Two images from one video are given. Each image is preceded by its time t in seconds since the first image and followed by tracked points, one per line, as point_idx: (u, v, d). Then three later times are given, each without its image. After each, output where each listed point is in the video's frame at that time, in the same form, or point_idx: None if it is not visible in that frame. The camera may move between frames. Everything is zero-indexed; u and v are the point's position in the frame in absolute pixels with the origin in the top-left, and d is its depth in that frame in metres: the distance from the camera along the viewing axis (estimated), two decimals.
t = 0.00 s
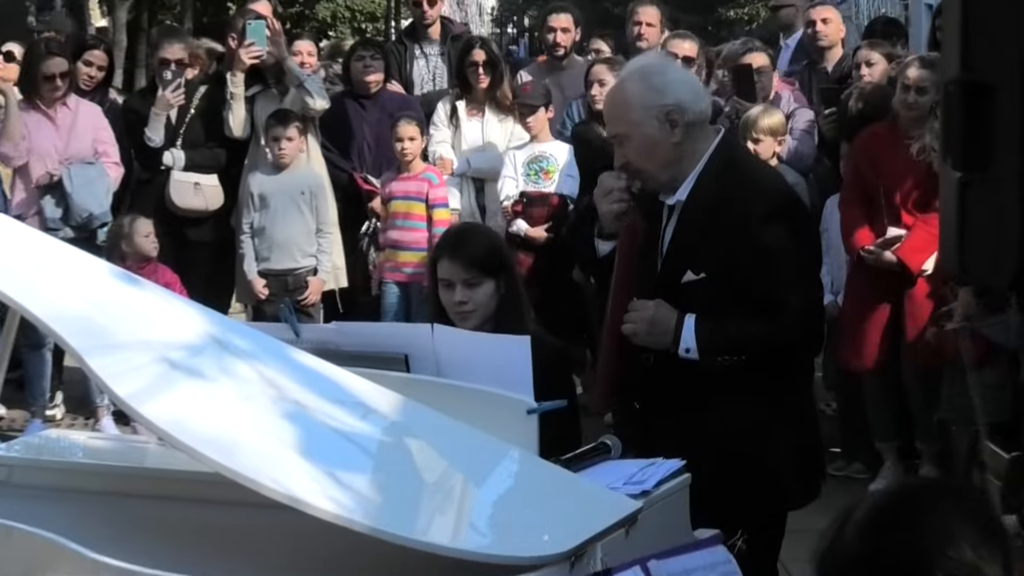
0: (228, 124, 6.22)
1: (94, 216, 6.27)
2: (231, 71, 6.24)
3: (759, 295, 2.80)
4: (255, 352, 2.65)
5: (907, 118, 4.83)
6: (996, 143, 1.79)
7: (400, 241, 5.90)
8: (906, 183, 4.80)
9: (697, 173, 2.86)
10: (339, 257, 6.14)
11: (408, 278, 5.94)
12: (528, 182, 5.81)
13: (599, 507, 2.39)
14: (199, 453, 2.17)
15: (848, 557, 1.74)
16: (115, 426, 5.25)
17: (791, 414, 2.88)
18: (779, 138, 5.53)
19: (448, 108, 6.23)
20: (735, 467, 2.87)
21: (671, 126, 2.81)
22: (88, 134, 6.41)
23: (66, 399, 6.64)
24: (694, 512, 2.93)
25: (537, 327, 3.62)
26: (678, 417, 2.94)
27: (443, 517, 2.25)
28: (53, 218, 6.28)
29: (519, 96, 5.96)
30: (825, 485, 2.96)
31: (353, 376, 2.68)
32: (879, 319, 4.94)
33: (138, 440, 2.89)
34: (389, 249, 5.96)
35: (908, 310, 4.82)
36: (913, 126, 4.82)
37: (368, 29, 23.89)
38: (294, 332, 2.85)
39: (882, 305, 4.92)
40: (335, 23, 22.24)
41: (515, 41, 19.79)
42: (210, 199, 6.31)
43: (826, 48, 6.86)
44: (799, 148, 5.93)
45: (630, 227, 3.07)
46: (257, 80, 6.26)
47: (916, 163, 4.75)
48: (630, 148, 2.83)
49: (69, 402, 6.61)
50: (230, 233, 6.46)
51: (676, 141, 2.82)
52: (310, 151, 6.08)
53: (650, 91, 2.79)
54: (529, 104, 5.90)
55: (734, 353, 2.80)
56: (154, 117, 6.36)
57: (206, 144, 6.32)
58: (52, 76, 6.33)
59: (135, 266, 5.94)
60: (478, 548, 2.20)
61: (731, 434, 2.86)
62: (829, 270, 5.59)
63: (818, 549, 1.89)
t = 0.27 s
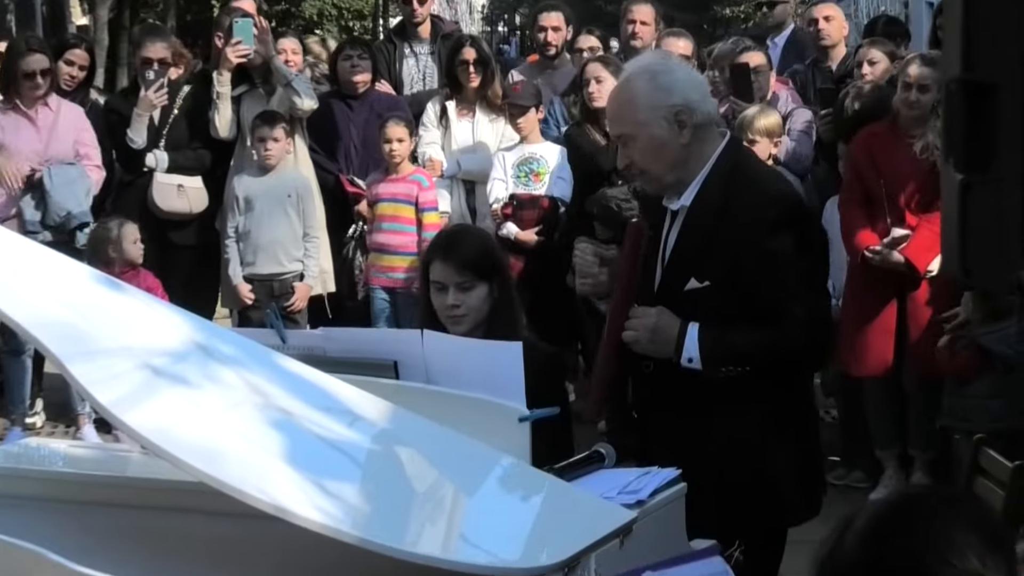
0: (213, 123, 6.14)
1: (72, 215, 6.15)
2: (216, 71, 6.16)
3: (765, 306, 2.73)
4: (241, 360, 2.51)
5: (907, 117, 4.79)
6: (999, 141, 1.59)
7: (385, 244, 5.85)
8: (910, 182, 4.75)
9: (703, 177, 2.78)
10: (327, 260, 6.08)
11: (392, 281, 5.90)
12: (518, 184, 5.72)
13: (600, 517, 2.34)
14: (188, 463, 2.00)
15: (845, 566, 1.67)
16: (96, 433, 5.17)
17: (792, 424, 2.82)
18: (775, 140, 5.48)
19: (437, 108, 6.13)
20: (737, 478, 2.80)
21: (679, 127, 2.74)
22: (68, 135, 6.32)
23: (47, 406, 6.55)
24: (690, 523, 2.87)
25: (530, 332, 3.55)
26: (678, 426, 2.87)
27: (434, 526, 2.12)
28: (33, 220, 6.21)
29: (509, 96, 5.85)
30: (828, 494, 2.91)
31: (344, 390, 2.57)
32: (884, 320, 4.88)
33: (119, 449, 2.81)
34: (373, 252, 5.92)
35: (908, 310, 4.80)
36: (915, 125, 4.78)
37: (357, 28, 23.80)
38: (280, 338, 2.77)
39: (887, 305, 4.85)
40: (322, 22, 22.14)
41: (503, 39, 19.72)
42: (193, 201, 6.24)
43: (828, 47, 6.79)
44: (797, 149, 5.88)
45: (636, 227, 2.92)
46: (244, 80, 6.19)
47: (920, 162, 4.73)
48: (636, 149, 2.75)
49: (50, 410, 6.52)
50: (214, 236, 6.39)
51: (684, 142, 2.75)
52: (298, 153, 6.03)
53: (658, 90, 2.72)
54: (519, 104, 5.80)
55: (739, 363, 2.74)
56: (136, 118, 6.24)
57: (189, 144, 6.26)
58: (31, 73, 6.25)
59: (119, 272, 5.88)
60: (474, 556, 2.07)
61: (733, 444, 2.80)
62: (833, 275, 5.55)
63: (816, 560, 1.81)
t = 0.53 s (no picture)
0: (199, 123, 6.06)
1: (51, 215, 6.01)
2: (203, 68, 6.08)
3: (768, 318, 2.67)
4: (227, 367, 2.42)
5: (909, 115, 4.72)
6: (1001, 139, 1.45)
7: (369, 248, 5.72)
8: (914, 183, 4.67)
9: (707, 181, 2.73)
10: (315, 264, 6.01)
11: (376, 286, 5.76)
12: (509, 185, 5.64)
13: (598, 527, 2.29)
14: (173, 471, 1.91)
15: None
16: (78, 440, 5.11)
17: (794, 435, 2.76)
18: (771, 140, 5.44)
19: (427, 108, 6.07)
20: (736, 490, 2.75)
21: (686, 129, 2.69)
22: (48, 134, 6.21)
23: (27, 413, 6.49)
24: (688, 535, 2.81)
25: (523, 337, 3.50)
26: (677, 436, 2.82)
27: (423, 536, 2.03)
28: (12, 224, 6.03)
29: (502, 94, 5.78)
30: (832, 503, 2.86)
31: (333, 399, 2.47)
32: (892, 323, 4.74)
33: (101, 456, 2.75)
34: (357, 255, 5.77)
35: (916, 313, 4.71)
36: (918, 124, 4.72)
37: (345, 25, 23.71)
38: (266, 342, 2.71)
39: (892, 307, 4.74)
40: (310, 19, 22.05)
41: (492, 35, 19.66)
42: (177, 202, 6.18)
43: (833, 46, 6.65)
44: (796, 150, 5.84)
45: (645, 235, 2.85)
46: (230, 79, 6.14)
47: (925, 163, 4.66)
48: (642, 152, 2.70)
49: (31, 416, 6.46)
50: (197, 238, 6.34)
51: (690, 145, 2.70)
52: (286, 153, 5.96)
53: (664, 92, 2.67)
54: (511, 103, 5.74)
55: (740, 376, 2.68)
56: (118, 118, 6.19)
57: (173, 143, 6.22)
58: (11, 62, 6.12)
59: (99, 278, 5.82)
60: (464, 566, 1.98)
61: (732, 456, 2.75)
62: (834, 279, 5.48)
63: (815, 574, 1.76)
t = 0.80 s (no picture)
0: (186, 121, 6.02)
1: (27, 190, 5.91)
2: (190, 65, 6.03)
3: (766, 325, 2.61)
4: (214, 369, 2.28)
5: (914, 114, 4.66)
6: (1004, 140, 1.56)
7: (357, 248, 5.59)
8: (917, 183, 4.60)
9: (705, 182, 2.67)
10: (303, 266, 5.91)
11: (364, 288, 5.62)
12: (502, 185, 5.55)
13: (594, 531, 2.24)
14: (156, 478, 1.78)
15: None
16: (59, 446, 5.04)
17: (791, 442, 2.71)
18: (767, 138, 5.39)
19: (417, 106, 6.00)
20: (731, 499, 2.70)
21: (685, 128, 2.62)
22: (29, 128, 6.20)
23: (8, 418, 6.41)
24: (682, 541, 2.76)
25: (514, 342, 3.45)
26: (671, 443, 2.76)
27: (414, 544, 1.92)
28: None
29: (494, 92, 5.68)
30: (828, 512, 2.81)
31: (324, 404, 2.32)
32: (896, 327, 4.69)
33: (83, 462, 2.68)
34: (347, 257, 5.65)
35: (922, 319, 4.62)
36: (922, 123, 4.65)
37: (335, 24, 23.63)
38: (253, 346, 2.64)
39: (896, 311, 4.67)
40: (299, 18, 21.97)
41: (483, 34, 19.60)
42: (161, 202, 6.10)
43: (835, 44, 6.46)
44: (797, 150, 5.69)
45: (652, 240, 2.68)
46: (217, 76, 6.10)
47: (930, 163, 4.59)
48: (640, 153, 2.62)
49: (12, 421, 6.38)
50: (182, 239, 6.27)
51: (690, 144, 2.63)
52: (274, 152, 5.89)
53: (662, 90, 2.59)
54: (504, 100, 5.61)
55: (734, 383, 2.63)
56: (102, 117, 6.15)
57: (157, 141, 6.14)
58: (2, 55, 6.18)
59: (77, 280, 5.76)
60: None
61: (726, 465, 2.69)
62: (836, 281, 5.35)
63: None
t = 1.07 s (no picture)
0: (172, 116, 5.97)
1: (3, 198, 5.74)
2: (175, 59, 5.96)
3: (758, 325, 2.56)
4: (201, 371, 2.16)
5: (917, 110, 4.57)
6: (1009, 135, 1.52)
7: (348, 245, 5.49)
8: (920, 181, 4.52)
9: (691, 179, 2.62)
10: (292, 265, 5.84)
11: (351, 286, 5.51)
12: (495, 182, 5.45)
13: (589, 535, 2.18)
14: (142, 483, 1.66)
15: None
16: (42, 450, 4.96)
17: (784, 443, 2.66)
18: (765, 134, 5.27)
19: (408, 101, 5.87)
20: (723, 503, 2.64)
21: (670, 124, 2.55)
22: (10, 123, 6.02)
23: None
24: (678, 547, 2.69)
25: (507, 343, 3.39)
26: (661, 446, 2.70)
27: (404, 550, 1.82)
28: None
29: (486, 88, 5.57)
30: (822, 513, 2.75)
31: (311, 408, 2.21)
32: (901, 331, 4.57)
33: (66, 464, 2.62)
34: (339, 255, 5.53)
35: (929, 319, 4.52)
36: (926, 119, 4.56)
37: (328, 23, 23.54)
38: (241, 347, 2.59)
39: (901, 314, 4.57)
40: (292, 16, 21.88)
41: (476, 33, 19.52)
42: (145, 199, 6.08)
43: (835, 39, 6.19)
44: (795, 145, 5.64)
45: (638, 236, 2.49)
46: (203, 70, 6.00)
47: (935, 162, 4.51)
48: (626, 152, 2.54)
49: None
50: (165, 236, 6.20)
51: (676, 140, 2.57)
52: (262, 149, 5.83)
53: (646, 87, 2.52)
54: (497, 96, 5.50)
55: (728, 383, 2.57)
56: (84, 112, 6.06)
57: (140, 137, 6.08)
58: None
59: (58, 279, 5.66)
60: None
61: (717, 467, 2.64)
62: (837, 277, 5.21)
63: None
